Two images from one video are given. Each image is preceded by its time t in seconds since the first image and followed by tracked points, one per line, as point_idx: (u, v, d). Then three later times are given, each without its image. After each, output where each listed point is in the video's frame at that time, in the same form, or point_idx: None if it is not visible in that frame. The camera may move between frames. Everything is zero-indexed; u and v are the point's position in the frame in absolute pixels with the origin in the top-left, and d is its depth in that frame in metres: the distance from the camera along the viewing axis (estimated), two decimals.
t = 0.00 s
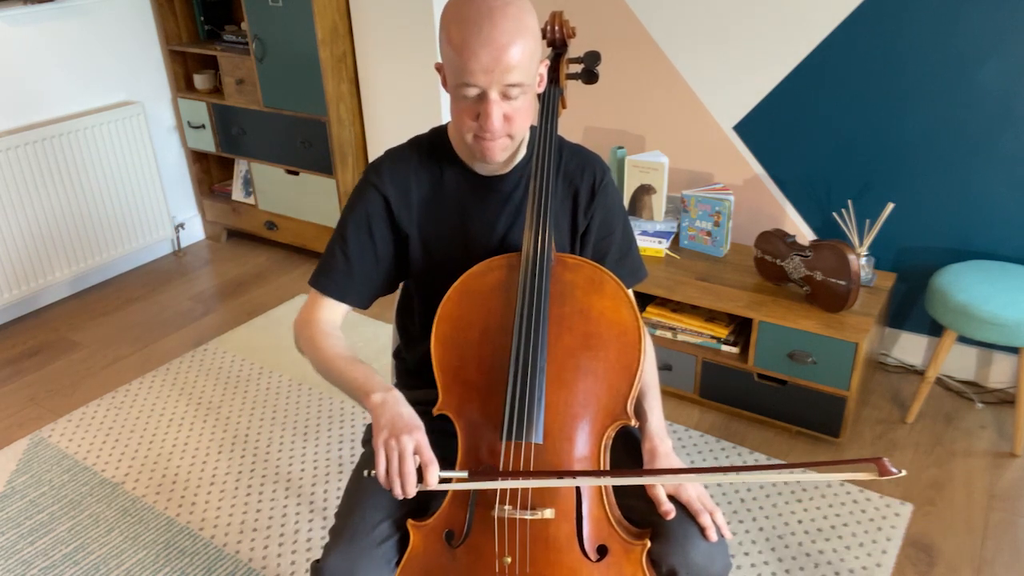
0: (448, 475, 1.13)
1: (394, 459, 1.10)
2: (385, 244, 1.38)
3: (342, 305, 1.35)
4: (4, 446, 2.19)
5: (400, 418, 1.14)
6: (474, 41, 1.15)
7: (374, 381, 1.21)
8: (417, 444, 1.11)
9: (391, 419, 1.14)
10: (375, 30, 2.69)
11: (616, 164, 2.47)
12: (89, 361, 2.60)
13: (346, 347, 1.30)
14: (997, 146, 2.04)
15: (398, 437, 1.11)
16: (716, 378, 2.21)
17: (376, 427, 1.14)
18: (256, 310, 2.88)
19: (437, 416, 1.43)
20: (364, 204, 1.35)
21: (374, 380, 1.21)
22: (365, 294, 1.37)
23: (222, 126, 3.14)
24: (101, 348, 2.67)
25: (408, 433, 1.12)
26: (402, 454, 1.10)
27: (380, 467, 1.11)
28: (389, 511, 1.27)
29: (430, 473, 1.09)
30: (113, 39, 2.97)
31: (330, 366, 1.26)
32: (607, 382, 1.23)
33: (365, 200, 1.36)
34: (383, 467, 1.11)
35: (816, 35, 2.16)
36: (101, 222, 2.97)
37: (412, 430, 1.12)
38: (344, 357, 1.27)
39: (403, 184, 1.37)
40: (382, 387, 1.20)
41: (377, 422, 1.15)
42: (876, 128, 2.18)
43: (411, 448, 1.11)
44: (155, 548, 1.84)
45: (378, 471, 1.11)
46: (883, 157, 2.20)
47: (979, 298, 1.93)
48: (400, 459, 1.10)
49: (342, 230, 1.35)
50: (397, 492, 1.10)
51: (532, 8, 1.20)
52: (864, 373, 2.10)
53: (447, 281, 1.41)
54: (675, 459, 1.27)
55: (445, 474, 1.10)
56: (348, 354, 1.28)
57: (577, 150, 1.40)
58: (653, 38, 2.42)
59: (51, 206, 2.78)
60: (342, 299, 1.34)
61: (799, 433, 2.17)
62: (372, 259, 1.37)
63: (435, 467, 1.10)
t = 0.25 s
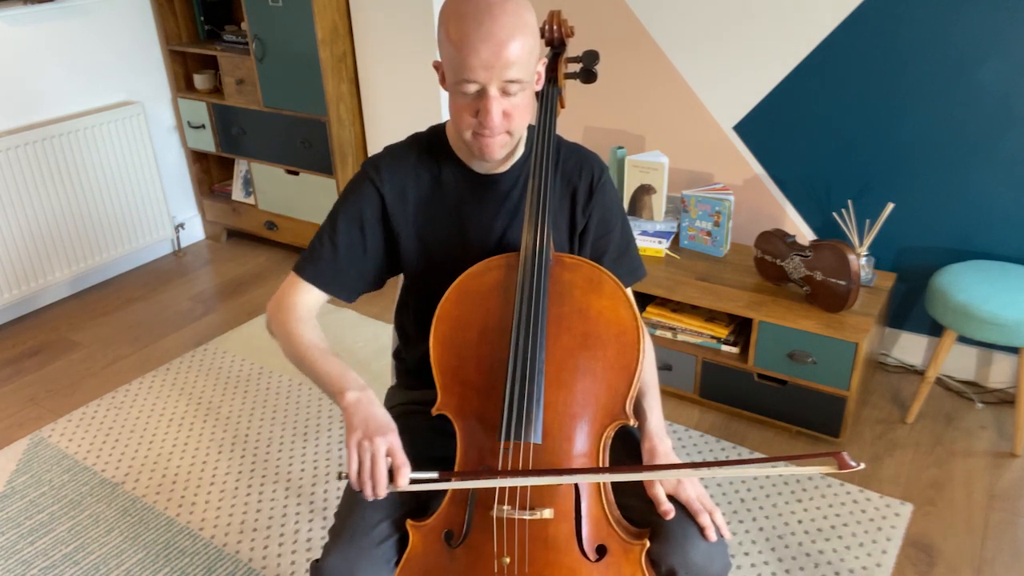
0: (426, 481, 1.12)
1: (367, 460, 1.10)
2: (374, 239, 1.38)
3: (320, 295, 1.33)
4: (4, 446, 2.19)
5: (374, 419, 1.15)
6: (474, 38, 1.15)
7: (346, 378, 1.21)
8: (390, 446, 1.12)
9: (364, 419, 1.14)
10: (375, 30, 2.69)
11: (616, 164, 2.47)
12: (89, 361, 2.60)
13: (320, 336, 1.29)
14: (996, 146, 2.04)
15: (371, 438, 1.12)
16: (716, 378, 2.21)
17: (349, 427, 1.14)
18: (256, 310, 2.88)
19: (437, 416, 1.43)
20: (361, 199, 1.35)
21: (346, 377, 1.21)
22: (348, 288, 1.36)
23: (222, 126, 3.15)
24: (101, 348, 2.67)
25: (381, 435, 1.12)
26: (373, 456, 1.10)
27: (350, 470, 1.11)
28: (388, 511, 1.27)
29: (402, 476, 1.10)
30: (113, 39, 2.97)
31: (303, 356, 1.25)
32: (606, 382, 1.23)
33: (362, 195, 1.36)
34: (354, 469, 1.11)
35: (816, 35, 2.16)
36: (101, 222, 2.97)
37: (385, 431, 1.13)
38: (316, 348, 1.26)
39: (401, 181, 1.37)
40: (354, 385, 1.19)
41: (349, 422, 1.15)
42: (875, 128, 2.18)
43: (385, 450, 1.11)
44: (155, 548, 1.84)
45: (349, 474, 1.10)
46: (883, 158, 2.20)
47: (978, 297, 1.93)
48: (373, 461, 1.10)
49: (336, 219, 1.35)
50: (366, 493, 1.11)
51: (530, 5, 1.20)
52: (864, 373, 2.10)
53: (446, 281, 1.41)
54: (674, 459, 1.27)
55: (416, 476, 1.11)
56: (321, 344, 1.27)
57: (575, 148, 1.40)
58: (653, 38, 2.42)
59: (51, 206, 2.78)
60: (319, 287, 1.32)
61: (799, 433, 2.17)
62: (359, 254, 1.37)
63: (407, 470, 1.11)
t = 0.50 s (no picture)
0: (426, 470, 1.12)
1: (325, 450, 1.09)
2: (363, 234, 1.37)
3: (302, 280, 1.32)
4: (4, 446, 2.20)
5: (336, 409, 1.14)
6: (473, 38, 1.15)
7: (309, 362, 1.19)
8: (352, 438, 1.11)
9: (327, 408, 1.13)
10: (375, 30, 2.69)
11: (616, 164, 2.47)
12: (89, 361, 2.60)
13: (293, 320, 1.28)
14: (996, 146, 2.04)
15: (334, 427, 1.11)
16: (716, 378, 2.21)
17: (310, 414, 1.13)
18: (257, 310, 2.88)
19: (436, 416, 1.43)
20: (357, 192, 1.35)
21: (310, 361, 1.20)
22: (331, 279, 1.34)
23: (222, 126, 3.15)
24: (101, 348, 2.67)
25: (343, 426, 1.11)
26: (334, 446, 1.09)
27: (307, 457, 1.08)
28: (387, 511, 1.27)
29: (361, 470, 1.08)
30: (113, 39, 2.98)
31: (272, 336, 1.24)
32: (604, 382, 1.23)
33: (359, 188, 1.35)
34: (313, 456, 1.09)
35: (815, 35, 2.16)
36: (101, 222, 2.97)
37: (348, 422, 1.12)
38: (287, 329, 1.25)
39: (399, 179, 1.37)
40: (319, 371, 1.18)
41: (311, 409, 1.13)
42: (874, 129, 2.18)
43: (346, 441, 1.10)
44: (155, 548, 1.84)
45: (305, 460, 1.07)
46: (882, 158, 2.20)
47: (978, 297, 1.93)
48: (332, 451, 1.09)
49: (329, 206, 1.34)
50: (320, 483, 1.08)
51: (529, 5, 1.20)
52: (864, 373, 2.10)
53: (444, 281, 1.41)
54: (673, 459, 1.28)
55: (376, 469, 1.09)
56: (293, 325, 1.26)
57: (572, 148, 1.40)
58: (653, 38, 2.42)
59: (51, 207, 2.78)
60: (306, 273, 1.31)
61: (799, 433, 2.17)
62: (346, 247, 1.36)
63: (367, 463, 1.09)
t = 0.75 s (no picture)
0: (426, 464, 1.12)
1: (296, 449, 1.08)
2: (358, 229, 1.37)
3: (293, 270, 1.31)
4: (4, 447, 2.20)
5: (308, 408, 1.14)
6: (475, 42, 1.15)
7: (285, 359, 1.19)
8: (323, 437, 1.10)
9: (300, 406, 1.14)
10: (375, 30, 2.69)
11: (616, 165, 2.47)
12: (89, 361, 2.60)
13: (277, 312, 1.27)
14: (996, 146, 2.04)
15: (306, 426, 1.11)
16: (716, 377, 2.21)
17: (282, 412, 1.13)
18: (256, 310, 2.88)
19: (436, 416, 1.43)
20: (355, 186, 1.35)
21: (286, 357, 1.20)
22: (322, 271, 1.33)
23: (222, 126, 3.15)
24: (101, 348, 2.67)
25: (315, 424, 1.11)
26: (306, 444, 1.09)
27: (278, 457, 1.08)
28: (387, 511, 1.27)
29: (332, 468, 1.04)
30: (113, 39, 2.98)
31: (253, 327, 1.24)
32: (604, 382, 1.23)
33: (357, 182, 1.35)
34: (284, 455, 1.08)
35: (815, 36, 2.16)
36: (100, 222, 2.97)
37: (320, 421, 1.12)
38: (270, 322, 1.25)
39: (399, 177, 1.37)
40: (292, 368, 1.18)
41: (282, 407, 1.13)
42: (874, 129, 2.18)
43: (317, 439, 1.10)
44: (155, 548, 1.84)
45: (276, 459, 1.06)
46: (882, 158, 2.20)
47: (979, 298, 1.93)
48: (304, 450, 1.09)
49: (326, 198, 1.34)
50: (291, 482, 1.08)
51: (529, 8, 1.20)
52: (864, 373, 2.10)
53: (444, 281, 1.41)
54: (673, 459, 1.28)
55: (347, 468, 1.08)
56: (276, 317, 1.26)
57: (571, 147, 1.40)
58: (653, 38, 2.42)
59: (51, 207, 2.78)
60: (297, 262, 1.30)
61: (799, 433, 2.17)
62: (339, 241, 1.35)
63: (340, 462, 1.05)
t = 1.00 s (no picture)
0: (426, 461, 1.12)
1: (250, 446, 1.08)
2: (352, 218, 1.36)
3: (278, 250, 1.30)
4: (4, 447, 2.20)
5: (265, 405, 1.13)
6: (476, 44, 1.15)
7: (247, 351, 1.18)
8: (279, 435, 1.10)
9: (257, 402, 1.13)
10: (375, 30, 2.69)
11: (616, 165, 2.47)
12: (89, 361, 2.60)
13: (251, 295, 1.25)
14: (996, 146, 2.04)
15: (261, 423, 1.10)
16: (716, 377, 2.21)
17: (238, 407, 1.12)
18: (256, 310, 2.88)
19: (436, 416, 1.43)
20: (355, 176, 1.35)
21: (250, 350, 1.19)
22: (306, 255, 1.32)
23: (222, 126, 3.15)
24: (102, 348, 2.67)
25: (271, 422, 1.10)
26: (261, 442, 1.08)
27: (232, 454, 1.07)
28: (387, 511, 1.27)
29: (286, 466, 1.06)
30: (113, 39, 2.98)
31: (224, 309, 1.23)
32: (604, 382, 1.23)
33: (357, 171, 1.36)
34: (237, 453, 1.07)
35: (815, 36, 2.16)
36: (100, 222, 2.97)
37: (276, 418, 1.11)
38: (241, 306, 1.23)
39: (399, 173, 1.37)
40: (253, 362, 1.18)
41: (239, 402, 1.13)
42: (874, 129, 2.18)
43: (274, 438, 1.09)
44: (156, 548, 1.84)
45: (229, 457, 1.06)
46: (882, 158, 2.20)
47: (979, 298, 1.92)
48: (259, 447, 1.08)
49: (323, 183, 1.34)
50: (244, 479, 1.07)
51: (530, 9, 1.20)
52: (864, 373, 2.10)
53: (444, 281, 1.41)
54: (673, 459, 1.28)
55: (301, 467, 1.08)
56: (247, 301, 1.23)
57: (570, 147, 1.40)
58: (653, 38, 2.42)
59: (50, 207, 2.78)
60: (282, 243, 1.29)
61: (799, 433, 2.17)
62: (330, 227, 1.34)
63: (293, 459, 1.07)
